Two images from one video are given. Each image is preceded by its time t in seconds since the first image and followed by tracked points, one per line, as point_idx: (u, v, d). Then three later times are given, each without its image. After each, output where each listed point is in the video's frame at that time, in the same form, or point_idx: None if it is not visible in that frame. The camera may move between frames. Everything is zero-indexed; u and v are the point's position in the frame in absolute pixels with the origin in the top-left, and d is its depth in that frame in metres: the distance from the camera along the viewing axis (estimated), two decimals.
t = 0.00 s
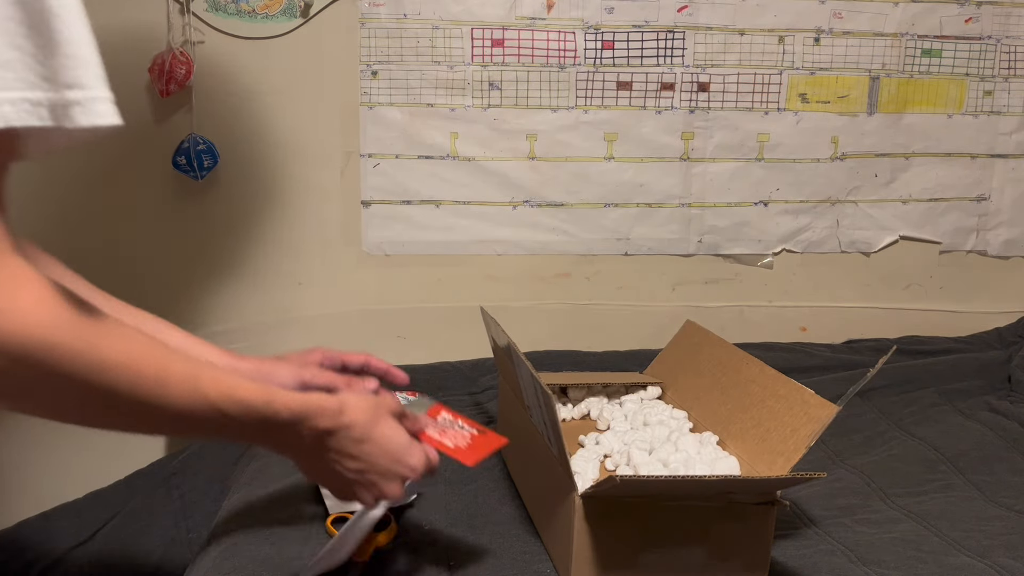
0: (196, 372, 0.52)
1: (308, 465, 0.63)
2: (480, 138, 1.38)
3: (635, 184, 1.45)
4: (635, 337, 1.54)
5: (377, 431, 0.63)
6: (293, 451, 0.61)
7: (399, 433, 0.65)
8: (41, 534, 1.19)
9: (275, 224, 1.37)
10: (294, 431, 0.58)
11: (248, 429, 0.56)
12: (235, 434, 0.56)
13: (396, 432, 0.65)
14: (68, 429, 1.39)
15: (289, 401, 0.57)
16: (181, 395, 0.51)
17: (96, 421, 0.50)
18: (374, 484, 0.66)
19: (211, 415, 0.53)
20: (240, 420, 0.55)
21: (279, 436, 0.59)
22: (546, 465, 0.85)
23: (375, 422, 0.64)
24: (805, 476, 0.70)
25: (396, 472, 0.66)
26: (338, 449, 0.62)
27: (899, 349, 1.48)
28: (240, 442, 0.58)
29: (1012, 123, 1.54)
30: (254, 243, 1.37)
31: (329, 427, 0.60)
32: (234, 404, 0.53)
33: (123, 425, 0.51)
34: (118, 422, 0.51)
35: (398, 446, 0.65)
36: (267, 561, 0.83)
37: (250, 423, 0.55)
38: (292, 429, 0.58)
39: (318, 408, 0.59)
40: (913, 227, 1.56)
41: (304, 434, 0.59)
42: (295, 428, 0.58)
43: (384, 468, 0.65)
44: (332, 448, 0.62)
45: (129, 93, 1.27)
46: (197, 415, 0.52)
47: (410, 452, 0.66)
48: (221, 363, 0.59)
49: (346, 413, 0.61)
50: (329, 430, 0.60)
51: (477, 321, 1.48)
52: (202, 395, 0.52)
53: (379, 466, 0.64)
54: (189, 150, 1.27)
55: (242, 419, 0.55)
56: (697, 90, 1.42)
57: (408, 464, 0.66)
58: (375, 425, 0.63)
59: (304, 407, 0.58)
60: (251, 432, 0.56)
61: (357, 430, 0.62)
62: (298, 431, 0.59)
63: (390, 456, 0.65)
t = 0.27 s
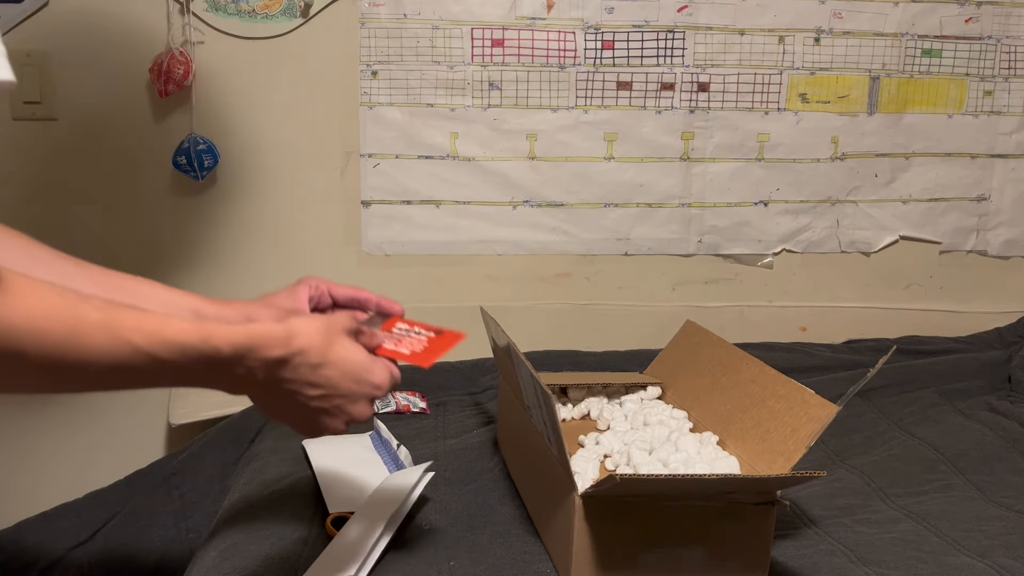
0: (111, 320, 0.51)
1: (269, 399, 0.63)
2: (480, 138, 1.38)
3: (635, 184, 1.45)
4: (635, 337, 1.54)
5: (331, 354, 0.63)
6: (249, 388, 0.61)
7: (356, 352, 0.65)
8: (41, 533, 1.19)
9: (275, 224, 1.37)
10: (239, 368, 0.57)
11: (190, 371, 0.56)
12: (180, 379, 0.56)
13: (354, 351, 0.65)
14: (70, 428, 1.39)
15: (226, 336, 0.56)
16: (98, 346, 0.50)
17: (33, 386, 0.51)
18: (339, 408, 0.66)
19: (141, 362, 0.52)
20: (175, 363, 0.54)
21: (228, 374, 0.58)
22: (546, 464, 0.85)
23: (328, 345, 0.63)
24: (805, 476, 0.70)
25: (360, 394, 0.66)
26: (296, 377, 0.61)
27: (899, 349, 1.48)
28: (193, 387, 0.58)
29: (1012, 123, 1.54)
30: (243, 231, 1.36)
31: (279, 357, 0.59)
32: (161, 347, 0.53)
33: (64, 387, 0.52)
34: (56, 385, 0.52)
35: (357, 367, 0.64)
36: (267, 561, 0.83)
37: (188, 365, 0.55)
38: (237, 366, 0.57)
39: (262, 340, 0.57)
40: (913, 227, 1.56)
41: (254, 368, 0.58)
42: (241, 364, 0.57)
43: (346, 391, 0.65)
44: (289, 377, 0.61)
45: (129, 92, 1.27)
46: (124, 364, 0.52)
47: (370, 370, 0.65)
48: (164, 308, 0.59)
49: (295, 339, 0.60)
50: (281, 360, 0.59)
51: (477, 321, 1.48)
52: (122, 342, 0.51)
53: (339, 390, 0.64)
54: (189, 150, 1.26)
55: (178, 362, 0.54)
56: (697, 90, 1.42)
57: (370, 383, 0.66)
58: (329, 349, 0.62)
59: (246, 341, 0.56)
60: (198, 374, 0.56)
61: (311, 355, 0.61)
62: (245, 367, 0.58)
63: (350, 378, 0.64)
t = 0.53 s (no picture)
0: (77, 290, 0.54)
1: (260, 363, 0.64)
2: (480, 138, 1.38)
3: (635, 184, 1.44)
4: (635, 337, 1.54)
5: (312, 311, 0.63)
6: (235, 355, 0.63)
7: (339, 308, 0.64)
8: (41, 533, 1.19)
9: (275, 223, 1.37)
10: (214, 335, 0.59)
11: (163, 339, 0.57)
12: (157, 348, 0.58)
13: (337, 307, 0.64)
14: (70, 428, 1.39)
15: (198, 301, 0.57)
16: (66, 314, 0.53)
17: (14, 361, 0.55)
18: (332, 366, 0.66)
19: (113, 330, 0.55)
20: (145, 330, 0.56)
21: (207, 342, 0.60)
22: (546, 465, 0.85)
23: (308, 303, 0.63)
24: (806, 476, 0.70)
25: (350, 349, 0.66)
26: (280, 338, 0.62)
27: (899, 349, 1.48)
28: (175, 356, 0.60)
29: (1012, 123, 1.54)
30: (241, 230, 1.36)
31: (256, 318, 0.59)
32: (129, 315, 0.55)
33: (46, 359, 0.56)
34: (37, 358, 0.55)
35: (340, 324, 0.64)
36: (267, 561, 0.83)
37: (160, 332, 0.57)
38: (212, 332, 0.59)
39: (235, 304, 0.58)
40: (913, 227, 1.56)
41: (233, 333, 0.59)
42: (217, 330, 0.59)
43: (336, 347, 0.65)
44: (272, 339, 0.62)
45: (129, 92, 1.27)
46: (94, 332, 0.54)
47: (356, 324, 0.65)
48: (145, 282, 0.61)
49: (271, 299, 0.60)
50: (259, 321, 0.60)
51: (477, 321, 1.48)
52: (88, 310, 0.54)
53: (326, 346, 0.64)
54: (188, 150, 1.26)
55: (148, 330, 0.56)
56: (697, 90, 1.42)
57: (359, 337, 0.65)
58: (308, 307, 0.62)
59: (219, 306, 0.58)
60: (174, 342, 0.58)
61: (291, 314, 0.61)
62: (223, 333, 0.59)
63: (336, 333, 0.64)
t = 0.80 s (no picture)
0: None
1: (194, 294, 0.67)
2: (480, 138, 1.38)
3: (635, 184, 1.44)
4: (635, 337, 1.54)
5: (235, 239, 0.64)
6: (165, 284, 0.65)
7: (265, 236, 0.66)
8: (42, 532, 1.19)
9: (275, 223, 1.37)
10: (128, 265, 0.63)
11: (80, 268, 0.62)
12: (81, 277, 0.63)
13: (266, 237, 0.66)
14: (70, 428, 1.39)
15: (102, 232, 0.61)
16: None
17: None
18: (267, 295, 0.67)
19: (8, 263, 0.59)
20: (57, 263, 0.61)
21: (126, 273, 0.64)
22: (545, 464, 0.85)
23: (231, 232, 0.64)
24: (806, 476, 0.69)
25: (283, 274, 0.66)
26: (203, 267, 0.64)
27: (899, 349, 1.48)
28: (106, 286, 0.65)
29: (1012, 123, 1.54)
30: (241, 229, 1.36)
31: (170, 246, 0.62)
32: (23, 245, 0.59)
33: None
34: None
35: (269, 250, 0.65)
36: (267, 561, 0.83)
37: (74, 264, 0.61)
38: (123, 265, 0.63)
39: (142, 234, 0.62)
40: (913, 227, 1.56)
41: (148, 263, 0.63)
42: (127, 262, 0.62)
43: (266, 275, 0.66)
44: (196, 268, 0.64)
45: (129, 92, 1.27)
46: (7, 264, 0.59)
47: (283, 251, 0.66)
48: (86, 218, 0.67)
49: (188, 229, 0.63)
50: (175, 250, 0.62)
51: (477, 320, 1.48)
52: None
53: (254, 274, 0.65)
54: (188, 150, 1.26)
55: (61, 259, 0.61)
56: (697, 90, 1.42)
57: (289, 262, 0.66)
58: (232, 235, 0.64)
59: (124, 236, 0.61)
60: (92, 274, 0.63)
61: (212, 242, 0.63)
62: (137, 264, 0.63)
63: (263, 260, 0.65)
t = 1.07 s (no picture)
0: None
1: (116, 302, 0.66)
2: (480, 138, 1.38)
3: (635, 184, 1.44)
4: (635, 336, 1.54)
5: (162, 252, 0.64)
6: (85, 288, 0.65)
7: (190, 255, 0.64)
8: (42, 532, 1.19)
9: (275, 223, 1.37)
10: (49, 259, 0.63)
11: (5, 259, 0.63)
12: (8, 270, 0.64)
13: (191, 255, 0.64)
14: (70, 428, 1.39)
15: (24, 229, 0.61)
16: None
17: None
18: (185, 315, 0.65)
19: None
20: None
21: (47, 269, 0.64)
22: (545, 464, 0.85)
23: (160, 244, 0.64)
24: (806, 476, 0.69)
25: (197, 297, 0.64)
26: (123, 273, 0.63)
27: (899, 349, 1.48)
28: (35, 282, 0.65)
29: (1012, 123, 1.54)
30: (240, 228, 1.36)
31: (91, 248, 0.62)
32: None
33: None
34: None
35: (188, 270, 0.64)
36: (266, 561, 0.83)
37: None
38: (43, 259, 0.63)
39: (65, 232, 0.62)
40: (913, 227, 1.56)
41: (69, 259, 0.63)
42: (47, 257, 0.63)
43: (184, 293, 0.64)
44: (115, 274, 0.63)
45: (129, 92, 1.27)
46: None
47: (204, 272, 0.64)
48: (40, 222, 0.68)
49: (113, 236, 0.63)
50: (96, 252, 0.63)
51: (477, 320, 1.48)
52: None
53: (172, 288, 0.64)
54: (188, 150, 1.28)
55: None
56: (697, 89, 1.42)
57: (209, 285, 0.64)
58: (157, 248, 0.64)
59: (45, 233, 0.62)
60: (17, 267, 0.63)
61: (135, 252, 0.63)
62: (57, 260, 0.63)
63: (183, 277, 0.64)
